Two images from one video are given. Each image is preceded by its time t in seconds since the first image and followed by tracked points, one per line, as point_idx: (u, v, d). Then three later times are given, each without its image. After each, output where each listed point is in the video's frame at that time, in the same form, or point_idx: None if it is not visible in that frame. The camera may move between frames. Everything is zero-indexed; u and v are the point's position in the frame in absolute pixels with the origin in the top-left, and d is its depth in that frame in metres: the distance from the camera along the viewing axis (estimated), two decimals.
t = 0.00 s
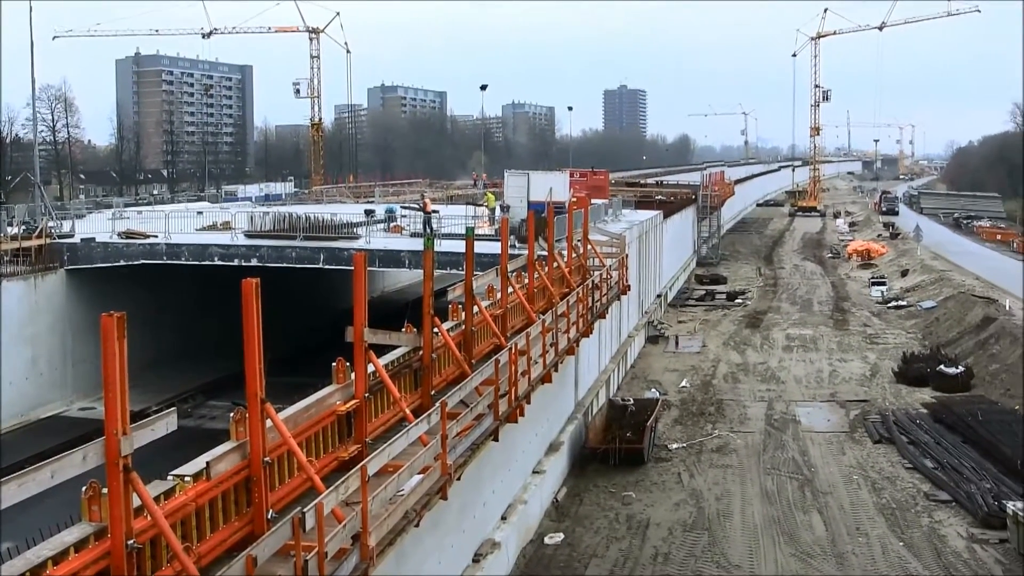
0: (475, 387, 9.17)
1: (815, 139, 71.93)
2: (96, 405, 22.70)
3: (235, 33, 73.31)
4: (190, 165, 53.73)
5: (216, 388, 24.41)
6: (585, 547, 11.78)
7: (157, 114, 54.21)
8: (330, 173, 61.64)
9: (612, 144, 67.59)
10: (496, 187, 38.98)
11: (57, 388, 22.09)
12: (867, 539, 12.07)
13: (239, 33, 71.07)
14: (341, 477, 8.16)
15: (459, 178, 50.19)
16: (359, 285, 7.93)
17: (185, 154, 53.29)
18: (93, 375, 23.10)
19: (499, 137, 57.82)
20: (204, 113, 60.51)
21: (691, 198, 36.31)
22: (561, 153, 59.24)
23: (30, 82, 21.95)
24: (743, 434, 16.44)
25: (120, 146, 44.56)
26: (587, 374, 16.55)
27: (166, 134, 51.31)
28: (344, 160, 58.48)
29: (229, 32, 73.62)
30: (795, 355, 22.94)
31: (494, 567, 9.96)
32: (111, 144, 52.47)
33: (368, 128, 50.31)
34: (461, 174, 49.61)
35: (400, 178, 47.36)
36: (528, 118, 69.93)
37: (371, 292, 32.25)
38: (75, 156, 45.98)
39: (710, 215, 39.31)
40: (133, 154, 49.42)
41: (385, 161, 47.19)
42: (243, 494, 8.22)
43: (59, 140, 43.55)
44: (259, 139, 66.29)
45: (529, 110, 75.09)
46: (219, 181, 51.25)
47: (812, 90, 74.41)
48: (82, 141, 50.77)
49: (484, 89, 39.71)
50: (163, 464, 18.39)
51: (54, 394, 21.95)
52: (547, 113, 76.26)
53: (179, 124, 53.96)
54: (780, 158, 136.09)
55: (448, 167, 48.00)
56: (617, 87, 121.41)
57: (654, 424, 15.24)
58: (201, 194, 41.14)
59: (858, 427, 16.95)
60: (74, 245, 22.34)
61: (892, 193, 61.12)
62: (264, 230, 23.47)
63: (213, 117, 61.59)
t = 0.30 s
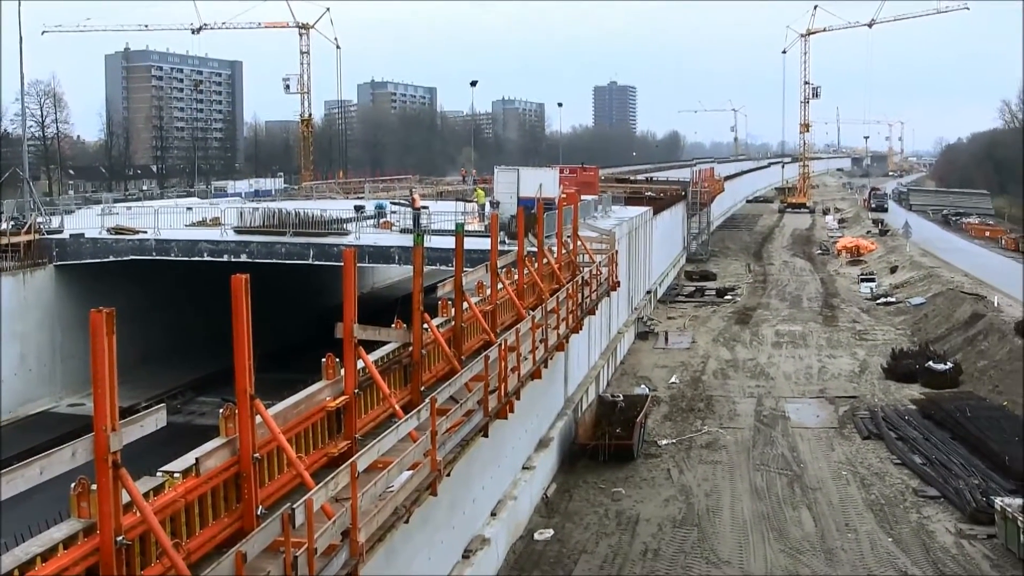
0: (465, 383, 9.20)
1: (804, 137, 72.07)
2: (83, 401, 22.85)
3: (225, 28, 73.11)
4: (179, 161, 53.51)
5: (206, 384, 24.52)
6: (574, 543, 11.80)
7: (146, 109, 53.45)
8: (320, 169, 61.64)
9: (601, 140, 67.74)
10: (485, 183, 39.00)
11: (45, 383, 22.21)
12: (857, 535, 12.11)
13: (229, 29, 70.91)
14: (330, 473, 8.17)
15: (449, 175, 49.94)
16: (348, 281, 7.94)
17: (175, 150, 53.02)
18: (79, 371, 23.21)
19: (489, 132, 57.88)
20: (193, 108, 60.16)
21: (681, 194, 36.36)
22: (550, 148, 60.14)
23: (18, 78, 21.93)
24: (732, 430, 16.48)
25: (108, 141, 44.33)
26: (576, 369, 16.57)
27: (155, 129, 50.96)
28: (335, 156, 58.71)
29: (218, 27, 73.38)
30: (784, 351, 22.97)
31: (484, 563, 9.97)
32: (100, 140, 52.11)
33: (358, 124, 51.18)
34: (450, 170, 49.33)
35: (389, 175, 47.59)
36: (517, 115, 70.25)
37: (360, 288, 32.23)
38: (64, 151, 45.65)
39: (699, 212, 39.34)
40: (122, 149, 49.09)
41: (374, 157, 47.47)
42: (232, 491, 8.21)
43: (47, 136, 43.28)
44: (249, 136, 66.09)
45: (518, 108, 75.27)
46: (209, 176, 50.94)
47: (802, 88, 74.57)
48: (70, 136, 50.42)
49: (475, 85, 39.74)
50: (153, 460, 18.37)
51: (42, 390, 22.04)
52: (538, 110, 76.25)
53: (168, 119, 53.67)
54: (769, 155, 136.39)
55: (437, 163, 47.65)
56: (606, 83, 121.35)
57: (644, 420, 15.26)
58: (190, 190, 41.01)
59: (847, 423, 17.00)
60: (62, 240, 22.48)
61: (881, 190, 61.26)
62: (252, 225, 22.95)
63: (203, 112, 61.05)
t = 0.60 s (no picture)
0: (450, 378, 9.22)
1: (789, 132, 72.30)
2: (67, 397, 22.60)
3: (211, 22, 73.04)
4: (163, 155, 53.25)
5: (191, 379, 24.61)
6: (559, 538, 11.81)
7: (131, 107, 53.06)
8: (305, 163, 61.65)
9: (585, 136, 67.93)
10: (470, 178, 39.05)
11: (30, 379, 21.85)
12: (840, 530, 12.18)
13: (216, 23, 70.93)
14: (315, 468, 8.17)
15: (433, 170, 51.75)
16: (334, 276, 7.92)
17: (159, 144, 52.82)
18: (61, 367, 22.96)
19: (475, 128, 58.84)
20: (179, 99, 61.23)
21: (665, 189, 36.44)
22: (535, 144, 60.97)
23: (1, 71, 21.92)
24: (717, 425, 16.52)
25: (94, 135, 44.03)
26: (561, 365, 16.58)
27: (139, 123, 50.63)
28: (320, 150, 59.28)
29: (203, 21, 73.33)
30: (768, 346, 23.02)
31: (468, 558, 9.97)
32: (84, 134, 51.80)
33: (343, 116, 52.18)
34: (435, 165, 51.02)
35: (374, 168, 49.11)
36: (503, 110, 70.46)
37: (345, 283, 32.19)
38: (48, 145, 45.37)
39: (684, 207, 39.42)
40: (107, 144, 48.86)
41: (359, 151, 48.87)
42: (216, 485, 8.19)
43: (31, 130, 43.04)
44: (234, 130, 65.98)
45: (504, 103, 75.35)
46: (194, 171, 50.72)
47: (786, 83, 74.83)
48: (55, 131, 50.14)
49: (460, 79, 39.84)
50: (137, 455, 18.32)
51: (26, 385, 21.72)
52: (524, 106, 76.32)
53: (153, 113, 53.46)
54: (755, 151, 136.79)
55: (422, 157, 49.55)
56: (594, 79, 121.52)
57: (629, 415, 15.29)
58: (174, 184, 40.94)
59: (831, 418, 17.05)
60: (46, 234, 22.53)
61: (865, 185, 61.48)
62: (238, 219, 23.35)
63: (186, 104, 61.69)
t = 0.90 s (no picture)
0: (437, 374, 9.28)
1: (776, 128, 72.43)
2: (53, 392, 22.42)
3: (198, 18, 72.95)
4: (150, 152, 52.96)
5: (178, 374, 24.69)
6: (546, 533, 11.84)
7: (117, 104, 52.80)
8: (292, 160, 61.60)
9: (574, 132, 68.00)
10: (457, 173, 39.05)
11: (17, 374, 21.69)
12: (827, 525, 12.21)
13: (203, 19, 70.82)
14: (302, 463, 8.21)
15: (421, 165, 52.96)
16: (320, 272, 7.93)
17: (146, 139, 52.44)
18: (47, 362, 22.85)
19: (462, 122, 59.61)
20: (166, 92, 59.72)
21: (652, 185, 36.46)
22: (522, 140, 61.34)
23: None
24: (704, 420, 16.56)
25: (81, 131, 43.67)
26: (548, 360, 16.58)
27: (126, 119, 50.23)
28: (307, 146, 59.46)
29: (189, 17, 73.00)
30: (755, 342, 23.05)
31: (455, 554, 9.99)
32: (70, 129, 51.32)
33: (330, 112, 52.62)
34: (422, 160, 52.25)
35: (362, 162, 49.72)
36: (491, 107, 70.50)
37: (332, 279, 32.21)
38: (34, 141, 45.03)
39: (670, 203, 39.44)
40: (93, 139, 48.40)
41: (346, 144, 49.37)
42: (203, 481, 8.17)
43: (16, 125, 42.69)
44: (222, 126, 65.78)
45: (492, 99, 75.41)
46: (182, 167, 50.43)
47: (773, 79, 75.00)
48: (41, 127, 49.73)
49: (447, 76, 39.90)
50: (123, 452, 18.25)
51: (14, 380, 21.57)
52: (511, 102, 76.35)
53: (140, 108, 53.12)
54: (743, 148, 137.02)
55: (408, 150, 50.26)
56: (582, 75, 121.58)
57: (616, 411, 15.32)
58: (161, 179, 40.86)
59: (818, 413, 17.08)
60: (33, 230, 22.42)
61: (852, 181, 61.61)
62: (224, 215, 23.60)
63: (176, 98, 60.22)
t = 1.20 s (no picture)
0: (427, 369, 9.32)
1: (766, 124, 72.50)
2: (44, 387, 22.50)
3: (188, 13, 72.71)
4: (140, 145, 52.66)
5: (169, 369, 24.73)
6: (536, 529, 11.86)
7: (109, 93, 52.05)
8: (282, 155, 61.49)
9: (564, 128, 68.13)
10: (447, 169, 39.04)
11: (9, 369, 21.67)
12: (817, 520, 12.23)
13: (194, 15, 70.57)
14: (291, 459, 8.23)
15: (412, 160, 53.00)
16: (311, 267, 7.92)
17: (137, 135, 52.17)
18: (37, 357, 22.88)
19: (452, 118, 59.94)
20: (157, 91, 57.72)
21: (642, 180, 36.47)
22: (513, 135, 61.51)
23: None
24: (694, 416, 16.57)
25: (70, 125, 43.33)
26: (538, 355, 16.58)
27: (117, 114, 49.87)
28: (297, 141, 59.73)
29: (179, 12, 72.76)
30: (745, 337, 23.07)
31: (445, 549, 10.01)
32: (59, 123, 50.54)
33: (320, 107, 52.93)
34: (412, 156, 52.22)
35: (353, 159, 49.63)
36: (481, 102, 70.59)
37: (323, 274, 32.23)
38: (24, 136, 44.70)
39: (661, 198, 39.44)
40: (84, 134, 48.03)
41: (337, 140, 49.36)
42: (192, 477, 8.13)
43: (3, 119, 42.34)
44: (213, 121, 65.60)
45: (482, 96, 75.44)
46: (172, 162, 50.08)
47: (764, 75, 75.08)
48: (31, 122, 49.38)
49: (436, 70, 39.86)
50: (111, 448, 18.19)
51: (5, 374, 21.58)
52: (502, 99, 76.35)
53: (132, 103, 52.50)
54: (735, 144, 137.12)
55: (399, 147, 50.10)
56: (572, 70, 121.57)
57: (606, 407, 15.35)
58: (151, 174, 40.81)
59: (808, 409, 17.10)
60: (22, 225, 22.48)
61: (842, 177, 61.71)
62: (216, 210, 23.67)
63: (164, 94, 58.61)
